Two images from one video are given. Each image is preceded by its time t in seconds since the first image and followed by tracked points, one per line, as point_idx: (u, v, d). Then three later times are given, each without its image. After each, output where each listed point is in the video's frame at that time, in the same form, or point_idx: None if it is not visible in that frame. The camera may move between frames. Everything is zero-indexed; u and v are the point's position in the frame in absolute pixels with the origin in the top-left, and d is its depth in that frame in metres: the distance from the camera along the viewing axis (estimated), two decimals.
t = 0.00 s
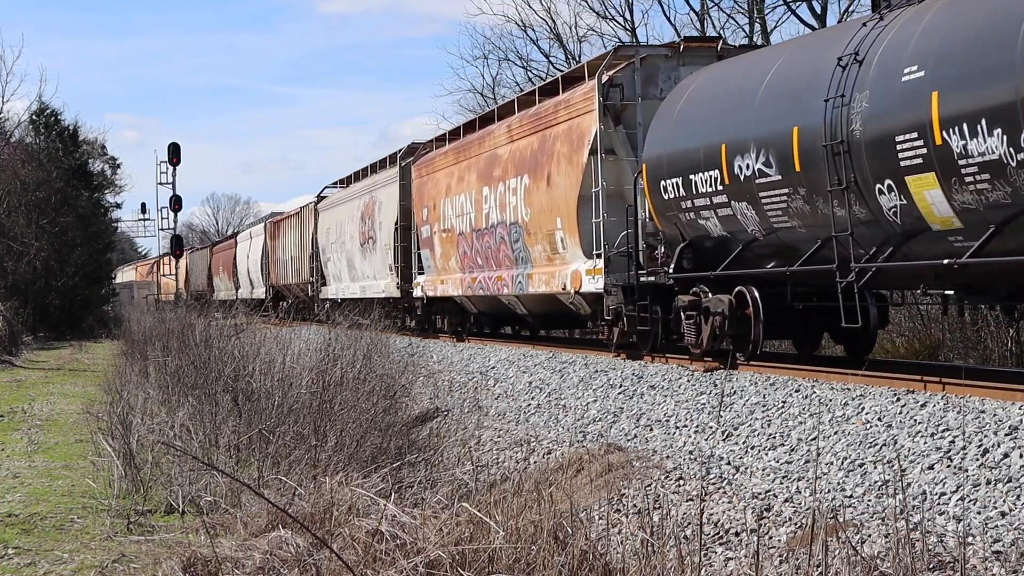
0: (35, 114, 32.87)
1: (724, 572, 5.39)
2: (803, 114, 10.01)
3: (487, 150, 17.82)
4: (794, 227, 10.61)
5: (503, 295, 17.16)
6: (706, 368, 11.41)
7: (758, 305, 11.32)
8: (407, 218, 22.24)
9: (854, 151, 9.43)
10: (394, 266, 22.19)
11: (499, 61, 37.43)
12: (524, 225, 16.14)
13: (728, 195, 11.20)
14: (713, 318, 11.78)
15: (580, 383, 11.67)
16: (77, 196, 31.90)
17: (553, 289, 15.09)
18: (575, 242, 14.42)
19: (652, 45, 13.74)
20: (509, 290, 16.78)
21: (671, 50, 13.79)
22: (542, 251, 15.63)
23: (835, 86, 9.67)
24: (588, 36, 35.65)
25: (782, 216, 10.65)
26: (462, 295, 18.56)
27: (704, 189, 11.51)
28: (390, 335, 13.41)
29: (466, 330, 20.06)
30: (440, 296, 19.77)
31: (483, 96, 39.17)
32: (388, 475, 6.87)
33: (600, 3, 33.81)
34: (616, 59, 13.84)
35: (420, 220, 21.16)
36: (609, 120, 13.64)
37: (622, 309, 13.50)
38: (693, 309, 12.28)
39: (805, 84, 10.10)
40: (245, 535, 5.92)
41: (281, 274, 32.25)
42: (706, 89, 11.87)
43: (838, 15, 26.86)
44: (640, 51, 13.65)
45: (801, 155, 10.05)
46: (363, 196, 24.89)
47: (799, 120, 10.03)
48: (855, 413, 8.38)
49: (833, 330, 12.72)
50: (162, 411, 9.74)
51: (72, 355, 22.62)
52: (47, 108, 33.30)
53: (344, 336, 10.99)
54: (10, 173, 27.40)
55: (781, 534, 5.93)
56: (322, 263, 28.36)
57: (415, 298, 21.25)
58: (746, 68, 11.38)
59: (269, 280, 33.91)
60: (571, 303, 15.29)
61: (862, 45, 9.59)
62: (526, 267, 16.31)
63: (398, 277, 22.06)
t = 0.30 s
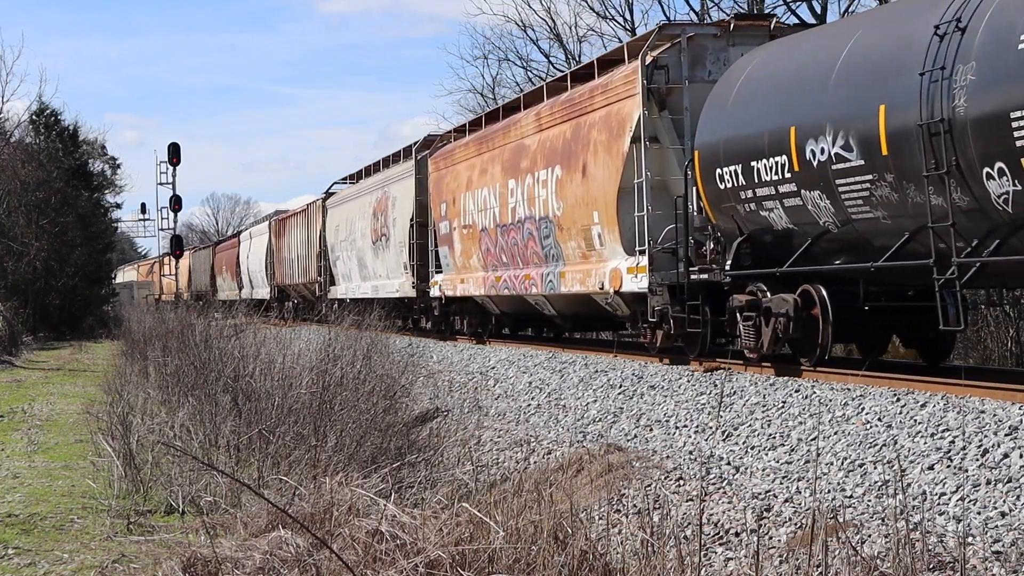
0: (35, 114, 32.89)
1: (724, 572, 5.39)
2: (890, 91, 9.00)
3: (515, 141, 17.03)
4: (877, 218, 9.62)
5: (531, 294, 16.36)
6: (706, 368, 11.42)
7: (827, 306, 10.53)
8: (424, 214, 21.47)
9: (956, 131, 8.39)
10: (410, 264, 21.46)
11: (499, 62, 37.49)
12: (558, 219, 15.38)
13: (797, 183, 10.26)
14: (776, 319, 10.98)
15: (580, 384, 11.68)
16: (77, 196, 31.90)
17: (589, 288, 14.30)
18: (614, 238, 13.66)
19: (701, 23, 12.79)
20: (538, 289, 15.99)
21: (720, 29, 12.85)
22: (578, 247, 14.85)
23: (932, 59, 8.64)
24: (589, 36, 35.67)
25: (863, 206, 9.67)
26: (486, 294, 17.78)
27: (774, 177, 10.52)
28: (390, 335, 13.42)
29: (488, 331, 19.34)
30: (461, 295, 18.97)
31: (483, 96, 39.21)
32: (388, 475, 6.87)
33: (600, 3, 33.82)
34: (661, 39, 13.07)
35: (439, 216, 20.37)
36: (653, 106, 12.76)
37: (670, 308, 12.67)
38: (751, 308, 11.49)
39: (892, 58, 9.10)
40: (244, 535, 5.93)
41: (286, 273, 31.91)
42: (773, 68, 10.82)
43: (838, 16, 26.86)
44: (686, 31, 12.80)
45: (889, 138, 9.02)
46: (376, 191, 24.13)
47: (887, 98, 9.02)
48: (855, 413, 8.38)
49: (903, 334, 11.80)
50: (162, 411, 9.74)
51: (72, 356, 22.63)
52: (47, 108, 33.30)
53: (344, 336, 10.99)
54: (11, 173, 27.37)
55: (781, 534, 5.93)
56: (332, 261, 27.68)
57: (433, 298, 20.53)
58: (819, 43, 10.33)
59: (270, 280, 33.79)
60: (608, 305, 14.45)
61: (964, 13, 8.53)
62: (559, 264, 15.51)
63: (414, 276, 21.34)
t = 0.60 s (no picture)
0: (35, 114, 32.90)
1: (724, 572, 5.39)
2: (1006, 61, 7.94)
3: (544, 129, 16.20)
4: (982, 208, 8.58)
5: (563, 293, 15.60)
6: (706, 368, 11.42)
7: (910, 308, 9.55)
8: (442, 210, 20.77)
9: None
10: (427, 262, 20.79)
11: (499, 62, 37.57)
12: (595, 212, 14.61)
13: (883, 168, 9.28)
14: (851, 322, 10.06)
15: (580, 384, 11.67)
16: (77, 196, 31.91)
17: (631, 287, 13.52)
18: (661, 232, 12.86)
19: None
20: (571, 288, 15.22)
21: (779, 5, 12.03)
22: (616, 243, 14.11)
23: None
24: (589, 36, 35.69)
25: (966, 194, 8.64)
26: (512, 293, 17.01)
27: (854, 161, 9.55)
28: (390, 335, 13.43)
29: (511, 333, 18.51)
30: (484, 294, 18.23)
31: (483, 96, 39.24)
32: (389, 475, 6.87)
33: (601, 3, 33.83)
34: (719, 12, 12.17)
35: (459, 211, 19.62)
36: (706, 87, 11.93)
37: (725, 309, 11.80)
38: (820, 310, 10.53)
39: (1002, 24, 8.03)
40: (244, 535, 5.93)
41: (293, 272, 31.50)
42: (850, 41, 9.79)
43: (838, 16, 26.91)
44: (743, 5, 11.93)
45: (999, 115, 8.00)
46: (390, 185, 23.45)
47: (999, 67, 7.99)
48: (855, 413, 8.38)
49: (989, 338, 10.54)
50: (162, 411, 9.75)
51: (72, 355, 22.62)
52: (47, 108, 33.31)
53: (344, 336, 10.99)
54: (11, 173, 27.34)
55: (781, 533, 5.93)
56: (343, 259, 27.03)
57: (452, 297, 19.89)
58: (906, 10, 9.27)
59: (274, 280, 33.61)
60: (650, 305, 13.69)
61: None
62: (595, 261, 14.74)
63: (431, 274, 20.66)
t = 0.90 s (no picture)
0: (35, 114, 32.91)
1: (724, 572, 5.39)
2: None
3: (577, 115, 15.13)
4: None
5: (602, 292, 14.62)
6: (706, 368, 11.42)
7: (1017, 308, 8.54)
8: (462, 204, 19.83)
9: None
10: (445, 259, 19.90)
11: (499, 61, 37.64)
12: (637, 204, 13.55)
13: (993, 150, 8.24)
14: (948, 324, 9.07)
15: (580, 384, 11.68)
16: (77, 196, 31.92)
17: (681, 286, 12.52)
18: (717, 224, 11.80)
19: None
20: (611, 287, 14.23)
21: None
22: (664, 236, 13.06)
23: None
24: (589, 36, 35.69)
25: None
26: (544, 292, 16.04)
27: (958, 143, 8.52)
28: (390, 335, 13.43)
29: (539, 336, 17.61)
30: (510, 294, 17.29)
31: (483, 96, 39.24)
32: (388, 475, 6.87)
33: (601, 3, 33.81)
34: None
35: (482, 205, 18.62)
36: (771, 65, 10.93)
37: (792, 309, 10.92)
38: (909, 312, 9.56)
39: None
40: (244, 535, 5.93)
41: (301, 271, 30.82)
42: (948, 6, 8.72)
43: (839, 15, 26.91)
44: None
45: None
46: (406, 178, 22.57)
47: None
48: (855, 413, 8.38)
49: None
50: (162, 411, 9.75)
51: (72, 355, 22.62)
52: (47, 108, 33.32)
53: (344, 336, 10.98)
54: (11, 173, 27.32)
55: (781, 533, 5.93)
56: (355, 257, 26.19)
57: (473, 296, 19.05)
58: None
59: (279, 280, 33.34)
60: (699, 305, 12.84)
61: None
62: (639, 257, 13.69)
63: (449, 271, 19.78)
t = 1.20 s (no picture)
0: (35, 114, 32.91)
1: (724, 572, 5.38)
2: None
3: (618, 100, 14.11)
4: None
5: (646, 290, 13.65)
6: (706, 368, 11.42)
7: None
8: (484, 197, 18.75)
9: None
10: (466, 256, 18.90)
11: (499, 61, 37.69)
12: (689, 195, 12.54)
13: None
14: None
15: (580, 383, 11.68)
16: (77, 196, 31.92)
17: (740, 284, 11.60)
18: (784, 216, 10.85)
19: None
20: (656, 286, 13.25)
21: None
22: (719, 230, 12.11)
23: None
24: (589, 35, 35.70)
25: None
26: (580, 291, 15.10)
27: None
28: (390, 335, 13.44)
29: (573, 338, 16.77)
30: (541, 293, 16.34)
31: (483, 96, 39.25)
32: (389, 475, 6.87)
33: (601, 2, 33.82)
34: None
35: (509, 199, 17.65)
36: (850, 37, 9.99)
37: (875, 309, 9.95)
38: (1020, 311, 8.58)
39: None
40: (244, 535, 5.93)
41: (308, 269, 30.00)
42: None
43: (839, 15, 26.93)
44: None
45: None
46: (422, 172, 21.54)
47: None
48: (855, 413, 8.38)
49: None
50: (162, 411, 9.76)
51: (72, 355, 22.63)
52: (47, 108, 33.33)
53: (344, 336, 10.99)
54: (10, 172, 27.30)
55: (781, 533, 5.93)
56: (366, 255, 25.22)
57: (499, 295, 18.08)
58: None
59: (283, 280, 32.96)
60: (758, 305, 11.94)
61: None
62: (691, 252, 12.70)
63: (471, 270, 18.77)
